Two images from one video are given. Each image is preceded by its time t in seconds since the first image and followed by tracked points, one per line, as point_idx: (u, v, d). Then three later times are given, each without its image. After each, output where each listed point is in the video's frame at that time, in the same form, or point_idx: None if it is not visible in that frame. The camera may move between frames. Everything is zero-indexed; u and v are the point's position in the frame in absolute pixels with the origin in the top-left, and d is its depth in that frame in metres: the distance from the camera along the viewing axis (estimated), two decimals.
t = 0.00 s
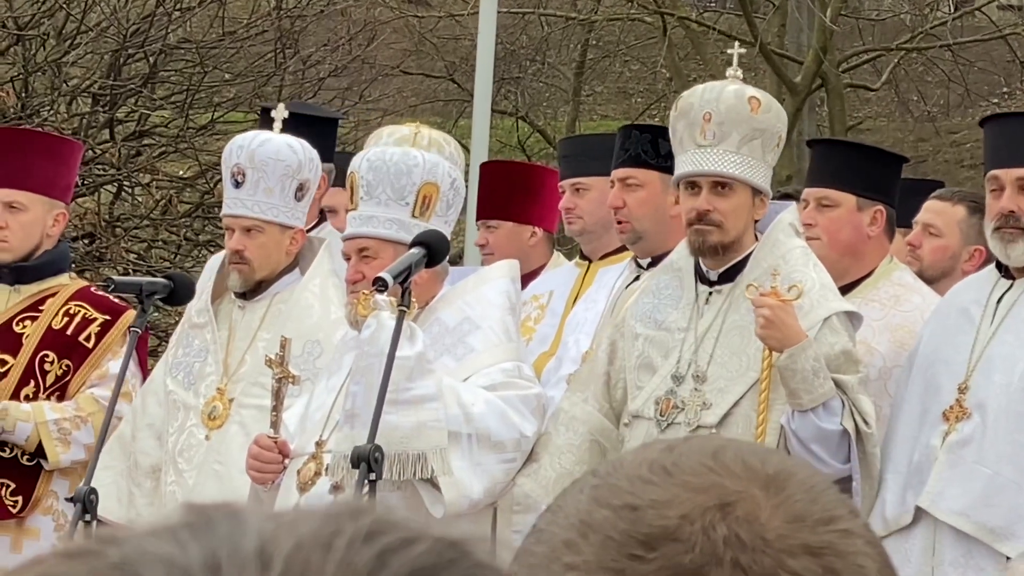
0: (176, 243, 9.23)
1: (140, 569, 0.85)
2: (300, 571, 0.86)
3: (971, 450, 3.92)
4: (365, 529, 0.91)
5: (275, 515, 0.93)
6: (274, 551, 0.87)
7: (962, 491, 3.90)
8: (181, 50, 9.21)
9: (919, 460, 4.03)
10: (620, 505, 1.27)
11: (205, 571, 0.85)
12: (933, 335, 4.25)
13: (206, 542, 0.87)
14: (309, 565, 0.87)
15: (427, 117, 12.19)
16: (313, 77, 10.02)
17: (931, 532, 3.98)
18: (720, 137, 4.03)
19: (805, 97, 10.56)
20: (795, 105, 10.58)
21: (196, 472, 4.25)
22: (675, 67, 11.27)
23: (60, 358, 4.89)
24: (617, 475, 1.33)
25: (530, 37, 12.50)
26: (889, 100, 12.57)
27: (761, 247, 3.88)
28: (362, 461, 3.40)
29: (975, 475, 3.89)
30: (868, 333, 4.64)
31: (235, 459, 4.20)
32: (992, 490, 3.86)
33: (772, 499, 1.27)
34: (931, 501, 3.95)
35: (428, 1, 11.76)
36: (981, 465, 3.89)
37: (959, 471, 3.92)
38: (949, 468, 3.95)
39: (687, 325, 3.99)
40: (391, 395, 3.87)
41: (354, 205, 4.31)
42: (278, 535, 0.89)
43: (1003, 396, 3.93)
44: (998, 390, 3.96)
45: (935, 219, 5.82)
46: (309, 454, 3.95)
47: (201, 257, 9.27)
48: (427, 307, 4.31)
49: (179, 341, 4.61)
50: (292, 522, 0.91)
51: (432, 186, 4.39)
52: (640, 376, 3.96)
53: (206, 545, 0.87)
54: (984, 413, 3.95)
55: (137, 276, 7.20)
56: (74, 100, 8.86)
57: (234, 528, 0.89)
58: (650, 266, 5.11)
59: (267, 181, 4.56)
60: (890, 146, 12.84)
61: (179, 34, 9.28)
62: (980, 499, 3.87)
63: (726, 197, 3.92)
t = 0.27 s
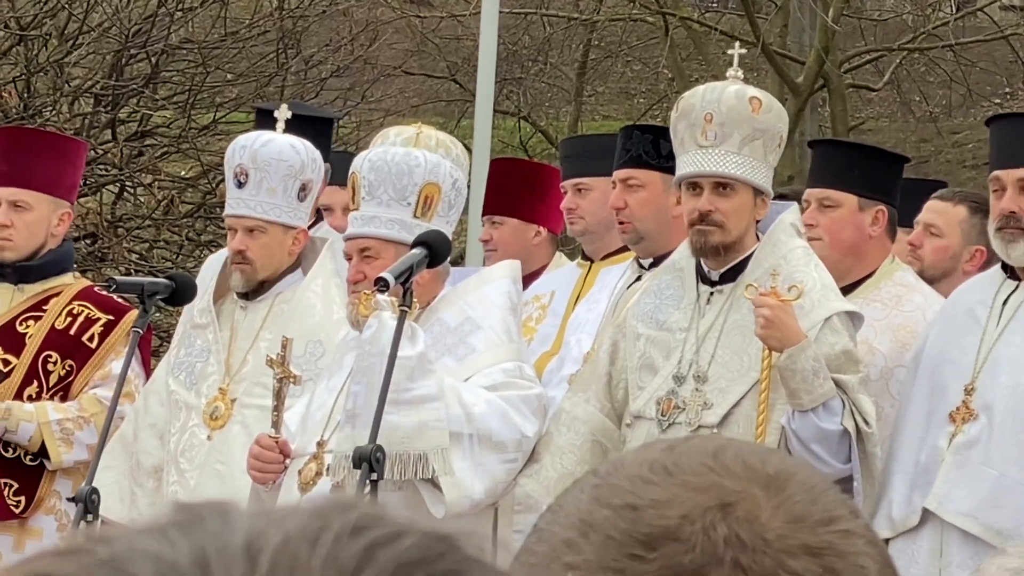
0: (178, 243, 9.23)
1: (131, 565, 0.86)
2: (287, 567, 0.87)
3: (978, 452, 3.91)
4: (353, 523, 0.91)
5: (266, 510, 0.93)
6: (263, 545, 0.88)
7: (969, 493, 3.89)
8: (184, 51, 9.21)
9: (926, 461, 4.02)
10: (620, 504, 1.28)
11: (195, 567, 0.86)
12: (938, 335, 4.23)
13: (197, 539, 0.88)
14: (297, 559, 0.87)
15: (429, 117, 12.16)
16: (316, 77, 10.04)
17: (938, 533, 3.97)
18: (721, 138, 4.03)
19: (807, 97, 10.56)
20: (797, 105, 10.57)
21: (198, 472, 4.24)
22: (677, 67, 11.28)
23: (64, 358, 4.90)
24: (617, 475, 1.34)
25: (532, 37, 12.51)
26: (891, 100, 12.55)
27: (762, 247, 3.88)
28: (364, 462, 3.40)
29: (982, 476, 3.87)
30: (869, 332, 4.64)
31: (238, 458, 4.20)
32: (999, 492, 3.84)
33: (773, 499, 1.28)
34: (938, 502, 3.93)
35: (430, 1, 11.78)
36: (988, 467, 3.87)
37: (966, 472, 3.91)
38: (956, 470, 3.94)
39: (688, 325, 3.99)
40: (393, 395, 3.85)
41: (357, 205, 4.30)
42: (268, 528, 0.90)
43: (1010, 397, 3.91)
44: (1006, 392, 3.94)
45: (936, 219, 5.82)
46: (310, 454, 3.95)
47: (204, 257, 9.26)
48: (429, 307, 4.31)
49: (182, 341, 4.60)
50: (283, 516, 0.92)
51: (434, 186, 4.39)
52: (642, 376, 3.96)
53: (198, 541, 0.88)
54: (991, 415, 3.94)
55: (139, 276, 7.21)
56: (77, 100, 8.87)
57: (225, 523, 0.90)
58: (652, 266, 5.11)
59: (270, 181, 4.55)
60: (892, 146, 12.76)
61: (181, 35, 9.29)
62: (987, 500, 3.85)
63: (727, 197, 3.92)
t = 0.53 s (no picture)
0: (183, 243, 9.28)
1: (117, 563, 0.82)
2: (276, 568, 0.82)
3: (983, 450, 3.92)
4: (343, 521, 0.87)
5: (255, 507, 0.88)
6: (251, 544, 0.83)
7: (974, 491, 3.90)
8: (189, 52, 9.25)
9: (930, 460, 4.04)
10: (619, 501, 1.30)
11: (184, 565, 0.82)
12: (940, 334, 4.24)
13: (185, 536, 0.84)
14: (287, 557, 0.83)
15: (431, 119, 12.21)
16: (318, 78, 10.08)
17: (942, 531, 3.99)
18: (719, 139, 4.06)
19: (806, 99, 10.61)
20: (796, 107, 10.62)
21: (204, 470, 4.26)
22: (678, 69, 11.32)
23: (72, 358, 4.92)
24: (616, 473, 1.36)
25: (534, 39, 12.69)
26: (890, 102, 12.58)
27: (761, 247, 3.90)
28: (366, 459, 3.43)
29: (986, 475, 3.89)
30: (867, 331, 4.70)
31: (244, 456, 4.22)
32: (1003, 490, 3.86)
33: (770, 495, 1.31)
34: (942, 500, 3.95)
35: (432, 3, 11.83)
36: (992, 465, 3.89)
37: (971, 471, 3.92)
38: (960, 468, 3.95)
39: (688, 325, 4.02)
40: (396, 394, 3.87)
41: (360, 206, 4.33)
42: (256, 527, 0.85)
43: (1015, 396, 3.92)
44: (1011, 390, 3.95)
45: (935, 219, 5.84)
46: (314, 453, 3.97)
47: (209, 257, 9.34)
48: (432, 306, 4.33)
49: (187, 340, 4.61)
50: (271, 513, 0.87)
51: (437, 187, 4.43)
52: (643, 375, 3.99)
53: (184, 539, 0.84)
54: (995, 414, 3.95)
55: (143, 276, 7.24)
56: (83, 102, 8.91)
57: (212, 521, 0.86)
58: (654, 266, 5.13)
59: (275, 182, 4.57)
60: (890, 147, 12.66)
61: (186, 37, 9.34)
62: (992, 499, 3.87)
63: (725, 199, 3.95)
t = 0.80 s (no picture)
0: (192, 242, 9.39)
1: (123, 557, 0.78)
2: (281, 561, 0.79)
3: (974, 445, 4.00)
4: (343, 511, 0.84)
5: (251, 500, 0.85)
6: (255, 535, 0.80)
7: (966, 484, 3.97)
8: (198, 56, 9.34)
9: (923, 455, 4.13)
10: (618, 493, 1.30)
11: (191, 559, 0.78)
12: (934, 332, 4.33)
13: (188, 530, 0.80)
14: (290, 549, 0.80)
15: (434, 121, 12.35)
16: (324, 81, 10.20)
17: (934, 524, 4.07)
18: (713, 142, 4.14)
19: (801, 102, 10.75)
20: (791, 110, 10.75)
21: (212, 464, 4.31)
22: (676, 73, 11.42)
23: (82, 354, 5.00)
24: (614, 465, 1.35)
25: (535, 43, 12.62)
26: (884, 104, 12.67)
27: (756, 247, 3.99)
28: (370, 455, 3.52)
29: (977, 469, 3.96)
30: (861, 328, 4.75)
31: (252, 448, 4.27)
32: (995, 483, 3.93)
33: (766, 486, 1.31)
34: (935, 493, 4.03)
35: (434, 8, 11.95)
36: (984, 459, 3.96)
37: (963, 465, 4.00)
38: (953, 462, 4.03)
39: (684, 322, 4.10)
40: (401, 389, 3.97)
41: (364, 206, 4.42)
42: (259, 518, 0.82)
43: (1006, 392, 4.00)
44: (1002, 385, 4.03)
45: (928, 219, 5.93)
46: (319, 446, 4.05)
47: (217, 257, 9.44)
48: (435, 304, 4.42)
49: (195, 336, 4.64)
50: (272, 505, 0.84)
51: (439, 187, 4.52)
52: (640, 371, 4.07)
53: (188, 533, 0.80)
54: (987, 409, 4.03)
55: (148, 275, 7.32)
56: (94, 104, 8.98)
57: (216, 517, 0.82)
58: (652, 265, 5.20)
59: (283, 183, 4.65)
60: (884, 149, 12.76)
61: (195, 41, 9.44)
62: (983, 492, 3.94)
63: (719, 200, 4.03)
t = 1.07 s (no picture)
0: (201, 242, 9.45)
1: (141, 548, 0.77)
2: (294, 551, 0.78)
3: (962, 438, 4.09)
4: (355, 503, 0.83)
5: (264, 493, 0.84)
6: (269, 527, 0.79)
7: (952, 477, 4.06)
8: (207, 59, 9.44)
9: (912, 448, 4.23)
10: (614, 484, 1.35)
11: (207, 550, 0.77)
12: (924, 329, 4.41)
13: (204, 521, 0.79)
14: (303, 540, 0.79)
15: (437, 123, 12.47)
16: (330, 84, 10.31)
17: (923, 516, 4.16)
18: (706, 144, 4.23)
19: (795, 105, 10.83)
20: (786, 112, 10.84)
21: (221, 457, 4.38)
22: (673, 76, 11.51)
23: (91, 350, 5.10)
24: (610, 457, 1.40)
25: (535, 47, 12.52)
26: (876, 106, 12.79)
27: (750, 246, 4.08)
28: (375, 449, 3.62)
29: (964, 462, 4.04)
30: (854, 325, 4.85)
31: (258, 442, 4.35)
32: (981, 475, 4.01)
33: (758, 477, 1.36)
34: (923, 486, 4.12)
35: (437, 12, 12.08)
36: (970, 453, 4.05)
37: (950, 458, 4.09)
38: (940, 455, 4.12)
39: (681, 319, 4.19)
40: (405, 385, 4.03)
41: (369, 205, 4.52)
42: (271, 512, 0.81)
43: (992, 386, 4.08)
44: (989, 380, 4.10)
45: (920, 219, 6.01)
46: (325, 441, 4.14)
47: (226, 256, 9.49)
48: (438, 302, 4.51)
49: (205, 333, 4.74)
50: (287, 496, 0.83)
51: (443, 188, 4.60)
52: (637, 367, 4.17)
53: (204, 524, 0.79)
54: (974, 403, 4.11)
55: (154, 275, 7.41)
56: (105, 106, 9.10)
57: (230, 509, 0.81)
58: (650, 264, 5.30)
59: (290, 183, 4.72)
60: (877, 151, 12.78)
61: (205, 44, 9.53)
62: (970, 485, 4.02)
63: (712, 200, 4.12)
